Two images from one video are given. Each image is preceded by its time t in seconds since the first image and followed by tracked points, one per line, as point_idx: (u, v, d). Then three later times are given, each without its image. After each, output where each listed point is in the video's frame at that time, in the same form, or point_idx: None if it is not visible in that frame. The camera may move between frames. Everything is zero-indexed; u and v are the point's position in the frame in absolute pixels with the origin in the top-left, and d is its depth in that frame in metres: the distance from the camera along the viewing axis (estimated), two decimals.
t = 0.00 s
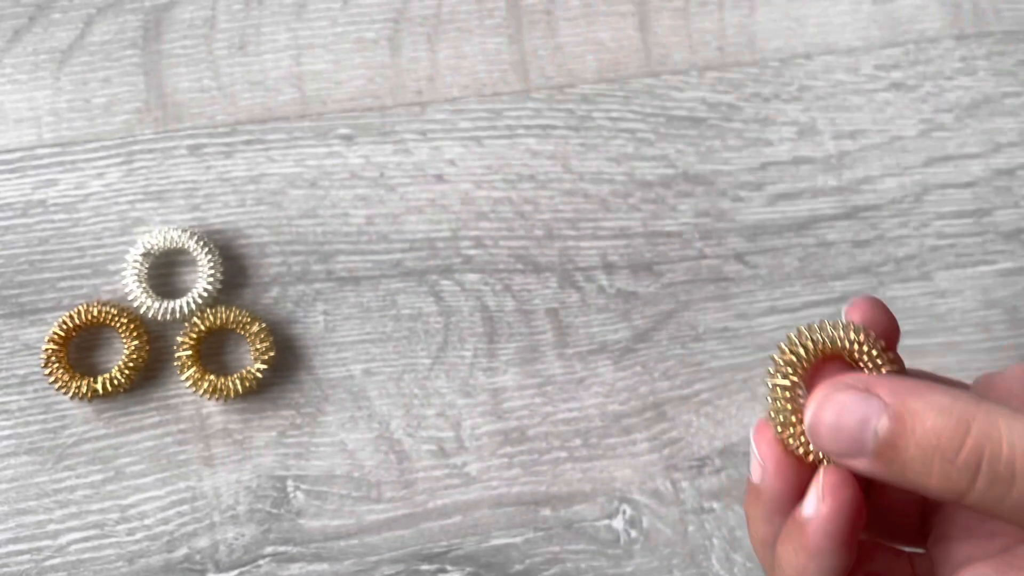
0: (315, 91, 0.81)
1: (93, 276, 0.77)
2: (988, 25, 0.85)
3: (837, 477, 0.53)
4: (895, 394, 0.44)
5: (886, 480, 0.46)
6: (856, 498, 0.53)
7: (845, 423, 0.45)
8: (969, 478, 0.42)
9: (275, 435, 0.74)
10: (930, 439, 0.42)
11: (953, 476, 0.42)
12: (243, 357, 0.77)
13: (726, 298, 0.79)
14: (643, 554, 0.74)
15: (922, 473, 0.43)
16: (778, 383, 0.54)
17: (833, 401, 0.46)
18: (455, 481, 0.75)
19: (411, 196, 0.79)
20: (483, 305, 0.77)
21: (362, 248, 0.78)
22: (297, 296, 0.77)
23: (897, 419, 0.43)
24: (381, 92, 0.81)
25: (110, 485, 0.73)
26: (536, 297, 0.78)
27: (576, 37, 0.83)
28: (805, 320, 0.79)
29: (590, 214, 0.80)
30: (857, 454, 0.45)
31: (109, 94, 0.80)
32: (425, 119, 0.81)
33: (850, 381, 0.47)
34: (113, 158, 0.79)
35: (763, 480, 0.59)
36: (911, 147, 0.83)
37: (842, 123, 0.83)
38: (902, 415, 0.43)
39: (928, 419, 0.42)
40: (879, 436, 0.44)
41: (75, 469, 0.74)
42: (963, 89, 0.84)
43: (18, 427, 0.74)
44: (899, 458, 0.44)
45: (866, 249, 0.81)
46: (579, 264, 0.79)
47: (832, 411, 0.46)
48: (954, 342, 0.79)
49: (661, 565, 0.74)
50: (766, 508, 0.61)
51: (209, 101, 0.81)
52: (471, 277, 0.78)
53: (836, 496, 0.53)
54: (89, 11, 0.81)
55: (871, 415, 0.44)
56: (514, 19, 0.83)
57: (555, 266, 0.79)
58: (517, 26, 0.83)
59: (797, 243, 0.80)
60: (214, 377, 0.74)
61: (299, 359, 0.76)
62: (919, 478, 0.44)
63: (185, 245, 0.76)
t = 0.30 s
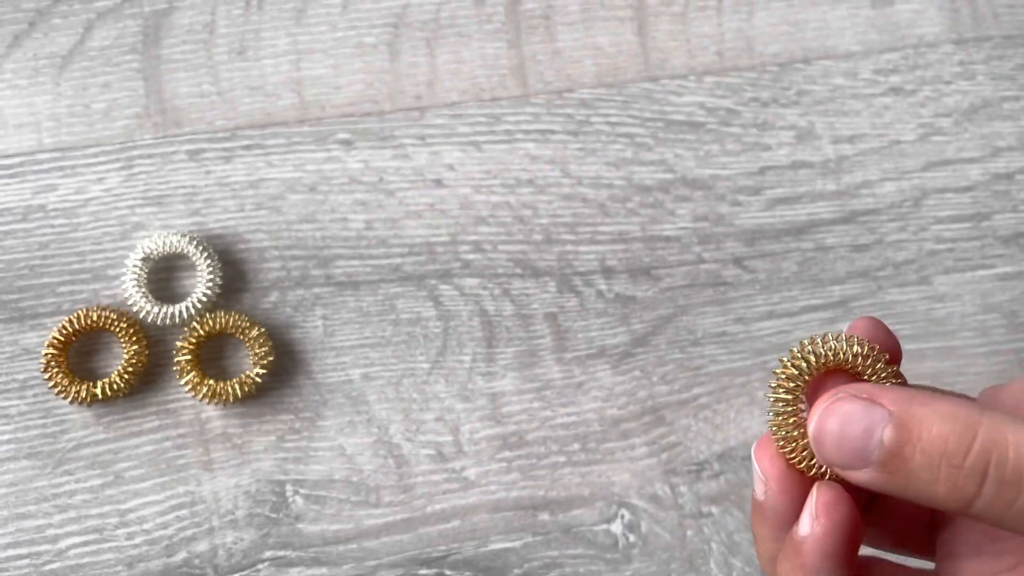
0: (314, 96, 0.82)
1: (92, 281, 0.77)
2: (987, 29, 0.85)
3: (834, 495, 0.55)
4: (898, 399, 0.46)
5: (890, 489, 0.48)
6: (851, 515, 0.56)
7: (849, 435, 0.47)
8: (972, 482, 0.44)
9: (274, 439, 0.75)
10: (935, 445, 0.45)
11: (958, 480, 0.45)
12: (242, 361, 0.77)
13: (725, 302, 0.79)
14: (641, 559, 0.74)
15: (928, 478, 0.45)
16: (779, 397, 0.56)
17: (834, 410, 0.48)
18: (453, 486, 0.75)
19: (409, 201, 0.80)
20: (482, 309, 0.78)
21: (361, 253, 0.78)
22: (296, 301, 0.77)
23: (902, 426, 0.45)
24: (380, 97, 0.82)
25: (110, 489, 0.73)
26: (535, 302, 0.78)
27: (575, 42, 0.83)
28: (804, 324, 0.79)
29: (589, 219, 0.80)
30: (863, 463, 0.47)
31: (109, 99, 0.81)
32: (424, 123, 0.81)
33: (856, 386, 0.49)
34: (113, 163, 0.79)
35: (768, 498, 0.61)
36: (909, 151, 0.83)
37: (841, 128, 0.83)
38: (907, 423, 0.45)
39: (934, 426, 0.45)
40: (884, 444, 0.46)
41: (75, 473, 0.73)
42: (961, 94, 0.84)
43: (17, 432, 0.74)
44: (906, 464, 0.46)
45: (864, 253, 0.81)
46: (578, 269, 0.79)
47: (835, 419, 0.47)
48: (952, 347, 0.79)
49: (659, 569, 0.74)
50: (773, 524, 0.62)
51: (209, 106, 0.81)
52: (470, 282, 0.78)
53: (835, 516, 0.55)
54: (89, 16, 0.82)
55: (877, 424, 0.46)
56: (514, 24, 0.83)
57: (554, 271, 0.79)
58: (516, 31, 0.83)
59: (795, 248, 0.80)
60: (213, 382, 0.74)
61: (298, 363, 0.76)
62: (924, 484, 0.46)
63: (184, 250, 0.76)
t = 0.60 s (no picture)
0: (321, 101, 0.82)
1: (100, 285, 0.78)
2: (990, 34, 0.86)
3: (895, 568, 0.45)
4: (949, 407, 0.40)
5: (941, 508, 0.41)
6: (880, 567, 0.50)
7: (896, 447, 0.40)
8: None
9: (281, 443, 0.75)
10: (995, 456, 0.38)
11: (1021, 493, 0.38)
12: (249, 365, 0.78)
13: (730, 306, 0.79)
14: (646, 562, 0.74)
15: (985, 491, 0.38)
16: (819, 436, 0.44)
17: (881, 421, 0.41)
18: (459, 489, 0.75)
19: (415, 205, 0.80)
20: (487, 313, 0.78)
21: (368, 257, 0.79)
22: (303, 305, 0.78)
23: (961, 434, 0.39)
24: (386, 102, 0.82)
25: (118, 492, 0.74)
26: (540, 306, 0.79)
27: (580, 47, 0.84)
28: (808, 328, 0.79)
29: (594, 223, 0.80)
30: (915, 480, 0.40)
31: (117, 105, 0.81)
32: (429, 129, 0.81)
33: (897, 396, 0.43)
34: (121, 168, 0.80)
35: (797, 538, 0.53)
36: (913, 155, 0.83)
37: (845, 132, 0.83)
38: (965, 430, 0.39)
39: (993, 432, 0.38)
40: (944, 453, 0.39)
41: (83, 477, 0.74)
42: (965, 98, 0.84)
43: (25, 436, 0.74)
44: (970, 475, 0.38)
45: (868, 258, 0.81)
46: (583, 273, 0.79)
47: (883, 430, 0.41)
48: (957, 350, 0.79)
49: (664, 572, 0.74)
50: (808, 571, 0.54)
51: (216, 111, 0.81)
52: (476, 286, 0.79)
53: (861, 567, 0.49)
54: (97, 22, 0.82)
55: (928, 432, 0.39)
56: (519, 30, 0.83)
57: (559, 275, 0.79)
58: (521, 36, 0.84)
59: (800, 252, 0.81)
60: (221, 385, 0.74)
61: (305, 367, 0.76)
62: (983, 499, 0.39)
63: (191, 254, 0.77)
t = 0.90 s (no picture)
0: (329, 107, 0.83)
1: (111, 290, 0.78)
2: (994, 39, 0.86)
3: None
4: (975, 424, 0.41)
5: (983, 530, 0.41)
6: None
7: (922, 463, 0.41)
8: None
9: (290, 446, 0.75)
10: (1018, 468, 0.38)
11: None
12: (258, 369, 0.78)
13: (735, 310, 0.80)
14: (652, 564, 0.75)
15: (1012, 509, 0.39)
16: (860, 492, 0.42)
17: (907, 434, 0.42)
18: (466, 492, 0.76)
19: (423, 210, 0.81)
20: (494, 317, 0.79)
21: (376, 262, 0.79)
22: (311, 309, 0.78)
23: (986, 447, 0.39)
24: (394, 107, 0.83)
25: (128, 495, 0.74)
26: (547, 309, 0.79)
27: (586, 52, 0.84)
28: (813, 332, 0.80)
29: (600, 227, 0.81)
30: (942, 494, 0.41)
31: (127, 110, 0.82)
32: (437, 134, 0.82)
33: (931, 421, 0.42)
34: (131, 174, 0.80)
35: None
36: (917, 160, 0.84)
37: (850, 137, 0.84)
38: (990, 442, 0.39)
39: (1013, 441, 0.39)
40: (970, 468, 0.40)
41: (93, 479, 0.74)
42: (969, 103, 0.85)
43: (36, 438, 0.75)
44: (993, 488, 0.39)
45: (873, 262, 0.82)
46: (589, 277, 0.80)
47: (911, 443, 0.41)
48: (964, 355, 0.79)
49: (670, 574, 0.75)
50: None
51: (225, 117, 0.82)
52: (482, 290, 0.79)
53: None
54: (107, 28, 0.83)
55: (952, 449, 0.40)
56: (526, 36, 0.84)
57: (565, 279, 0.80)
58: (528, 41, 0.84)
59: (804, 256, 0.81)
60: (230, 389, 0.75)
61: (313, 371, 0.77)
62: (1011, 517, 0.39)
63: (201, 259, 0.78)
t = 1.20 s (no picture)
0: (340, 113, 0.84)
1: (126, 293, 0.80)
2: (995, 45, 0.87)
3: None
4: (997, 520, 0.45)
5: None
6: None
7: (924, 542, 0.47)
8: None
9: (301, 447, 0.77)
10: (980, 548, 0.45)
11: None
12: (270, 372, 0.80)
13: (738, 314, 0.81)
14: (657, 564, 0.76)
15: None
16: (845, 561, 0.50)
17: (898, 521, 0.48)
18: (475, 493, 0.77)
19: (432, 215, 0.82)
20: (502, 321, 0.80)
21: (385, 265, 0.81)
22: (322, 312, 0.80)
23: (965, 528, 0.45)
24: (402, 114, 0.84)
25: (143, 495, 0.75)
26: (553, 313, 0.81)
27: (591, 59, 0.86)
28: (816, 335, 0.81)
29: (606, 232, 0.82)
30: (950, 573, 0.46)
31: (141, 117, 0.83)
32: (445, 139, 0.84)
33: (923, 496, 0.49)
34: (145, 179, 0.82)
35: None
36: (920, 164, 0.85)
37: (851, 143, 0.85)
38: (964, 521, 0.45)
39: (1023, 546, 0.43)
40: (949, 547, 0.46)
41: (109, 480, 0.76)
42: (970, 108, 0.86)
43: (53, 440, 0.76)
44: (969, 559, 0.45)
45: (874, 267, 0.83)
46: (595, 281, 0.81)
47: (897, 529, 0.48)
48: (963, 357, 0.81)
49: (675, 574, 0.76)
50: None
51: (237, 124, 0.84)
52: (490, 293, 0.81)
53: None
54: (122, 36, 0.85)
55: (948, 534, 0.46)
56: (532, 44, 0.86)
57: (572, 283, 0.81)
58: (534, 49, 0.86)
59: (807, 260, 0.82)
60: (243, 391, 0.76)
61: (324, 373, 0.78)
62: None
63: (215, 264, 0.80)
